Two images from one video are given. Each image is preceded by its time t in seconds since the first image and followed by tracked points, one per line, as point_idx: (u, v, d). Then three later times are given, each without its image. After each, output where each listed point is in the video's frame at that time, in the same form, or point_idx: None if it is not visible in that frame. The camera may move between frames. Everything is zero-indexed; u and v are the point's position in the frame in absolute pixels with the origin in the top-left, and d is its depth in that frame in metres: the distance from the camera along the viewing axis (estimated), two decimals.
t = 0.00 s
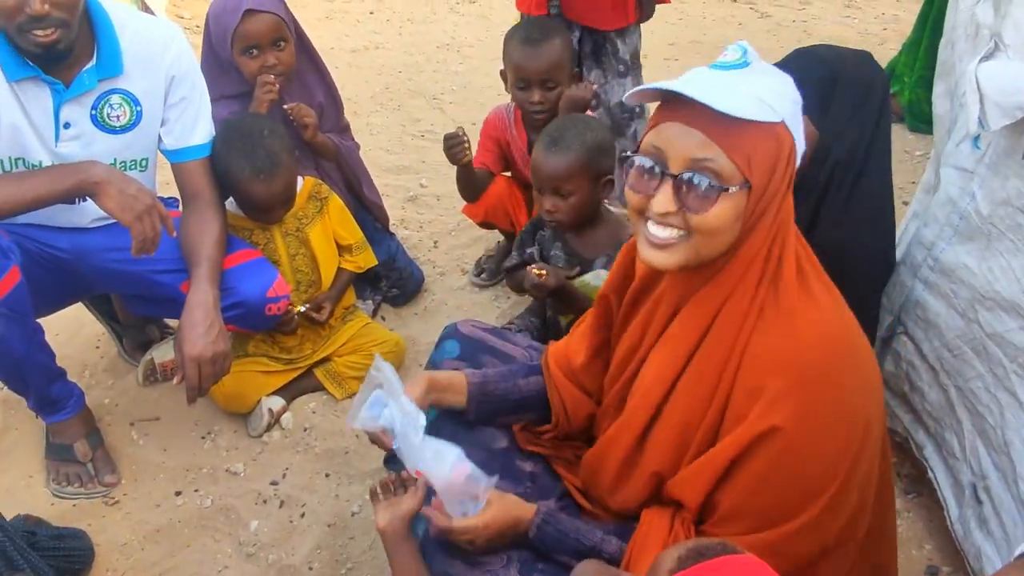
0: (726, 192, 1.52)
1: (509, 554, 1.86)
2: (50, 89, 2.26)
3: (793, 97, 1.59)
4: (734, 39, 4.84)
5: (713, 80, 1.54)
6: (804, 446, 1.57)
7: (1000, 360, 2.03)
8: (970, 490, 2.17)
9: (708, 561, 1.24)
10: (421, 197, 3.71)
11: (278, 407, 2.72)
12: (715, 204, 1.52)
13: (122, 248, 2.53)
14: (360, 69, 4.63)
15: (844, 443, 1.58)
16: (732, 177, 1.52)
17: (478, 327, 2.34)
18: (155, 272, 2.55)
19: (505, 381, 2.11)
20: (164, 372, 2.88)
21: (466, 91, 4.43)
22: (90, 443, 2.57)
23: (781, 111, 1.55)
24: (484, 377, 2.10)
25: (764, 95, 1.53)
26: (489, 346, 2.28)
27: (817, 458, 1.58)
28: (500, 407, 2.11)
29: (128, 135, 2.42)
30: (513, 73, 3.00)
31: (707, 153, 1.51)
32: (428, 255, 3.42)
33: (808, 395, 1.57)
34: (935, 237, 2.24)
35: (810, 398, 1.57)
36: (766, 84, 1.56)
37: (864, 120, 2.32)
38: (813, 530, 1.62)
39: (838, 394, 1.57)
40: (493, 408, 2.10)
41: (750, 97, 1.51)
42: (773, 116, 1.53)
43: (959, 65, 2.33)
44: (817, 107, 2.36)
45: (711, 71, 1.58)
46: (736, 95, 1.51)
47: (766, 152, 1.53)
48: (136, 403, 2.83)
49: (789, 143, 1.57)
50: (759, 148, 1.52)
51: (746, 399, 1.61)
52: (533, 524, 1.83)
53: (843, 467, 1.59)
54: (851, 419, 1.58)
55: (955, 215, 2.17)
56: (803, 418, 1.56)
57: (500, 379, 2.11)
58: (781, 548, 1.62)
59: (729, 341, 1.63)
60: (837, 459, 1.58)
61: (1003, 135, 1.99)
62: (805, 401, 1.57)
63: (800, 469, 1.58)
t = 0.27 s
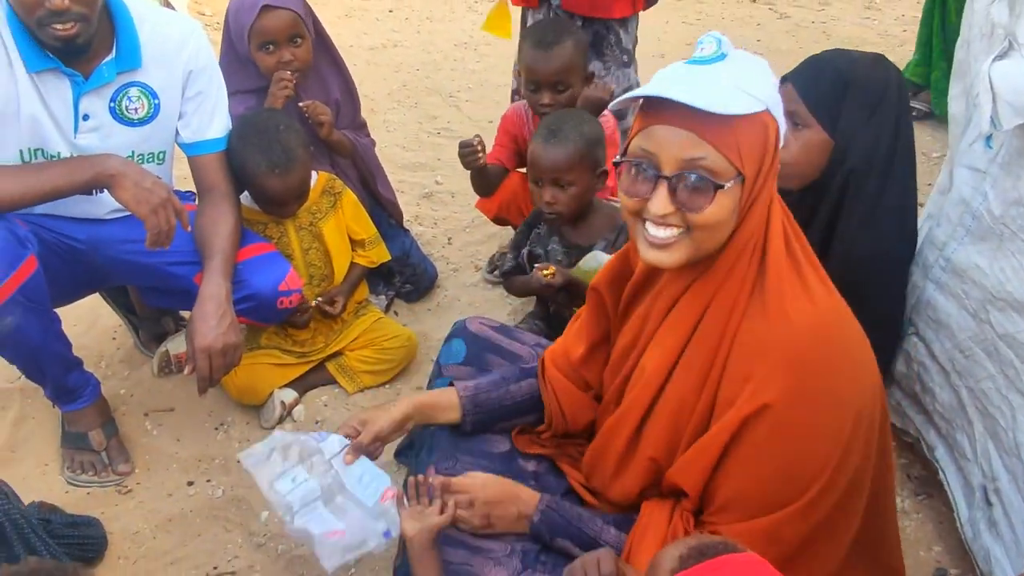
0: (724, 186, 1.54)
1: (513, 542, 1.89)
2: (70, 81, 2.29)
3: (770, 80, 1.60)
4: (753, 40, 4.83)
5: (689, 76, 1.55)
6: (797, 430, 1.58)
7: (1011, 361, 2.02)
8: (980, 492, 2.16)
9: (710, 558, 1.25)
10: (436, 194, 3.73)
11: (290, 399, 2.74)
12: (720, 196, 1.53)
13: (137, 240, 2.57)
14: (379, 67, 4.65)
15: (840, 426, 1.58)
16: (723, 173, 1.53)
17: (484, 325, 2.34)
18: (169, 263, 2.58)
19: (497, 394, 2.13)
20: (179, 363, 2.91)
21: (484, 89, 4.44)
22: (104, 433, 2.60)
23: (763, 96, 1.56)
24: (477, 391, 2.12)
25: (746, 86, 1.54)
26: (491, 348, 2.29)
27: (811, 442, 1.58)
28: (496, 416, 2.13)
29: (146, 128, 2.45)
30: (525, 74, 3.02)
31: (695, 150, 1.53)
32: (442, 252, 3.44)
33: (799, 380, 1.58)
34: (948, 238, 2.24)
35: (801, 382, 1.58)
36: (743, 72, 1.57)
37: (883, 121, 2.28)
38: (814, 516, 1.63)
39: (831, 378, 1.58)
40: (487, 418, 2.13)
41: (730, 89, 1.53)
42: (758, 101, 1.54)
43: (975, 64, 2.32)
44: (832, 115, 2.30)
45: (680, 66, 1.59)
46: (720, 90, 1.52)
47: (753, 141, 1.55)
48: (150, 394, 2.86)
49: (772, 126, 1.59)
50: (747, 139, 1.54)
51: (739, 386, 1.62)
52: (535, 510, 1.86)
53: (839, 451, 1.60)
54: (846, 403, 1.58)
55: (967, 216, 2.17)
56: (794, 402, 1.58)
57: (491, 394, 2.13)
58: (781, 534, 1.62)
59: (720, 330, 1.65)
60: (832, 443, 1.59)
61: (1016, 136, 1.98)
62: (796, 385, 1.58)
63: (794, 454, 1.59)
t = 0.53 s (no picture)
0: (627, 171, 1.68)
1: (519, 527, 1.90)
2: (93, 72, 2.34)
3: (736, 91, 1.49)
4: (775, 40, 4.83)
5: (642, 76, 1.63)
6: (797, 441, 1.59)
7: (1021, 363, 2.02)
8: (988, 494, 2.15)
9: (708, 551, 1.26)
10: (454, 189, 3.76)
11: (305, 388, 2.78)
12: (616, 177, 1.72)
13: (157, 229, 2.62)
14: (402, 63, 4.69)
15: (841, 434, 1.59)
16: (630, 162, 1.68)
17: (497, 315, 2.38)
18: (189, 252, 2.64)
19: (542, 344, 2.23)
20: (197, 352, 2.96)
21: (505, 87, 4.46)
22: (122, 418, 2.65)
23: (689, 104, 1.52)
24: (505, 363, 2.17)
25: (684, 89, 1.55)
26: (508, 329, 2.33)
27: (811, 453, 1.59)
28: (533, 365, 2.22)
29: (166, 119, 2.49)
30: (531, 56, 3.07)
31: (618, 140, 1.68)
32: (459, 247, 3.46)
33: (797, 392, 1.59)
34: (959, 238, 2.23)
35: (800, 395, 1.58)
36: (688, 78, 1.56)
37: (903, 121, 2.25)
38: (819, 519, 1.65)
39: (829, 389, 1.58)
40: (525, 366, 2.22)
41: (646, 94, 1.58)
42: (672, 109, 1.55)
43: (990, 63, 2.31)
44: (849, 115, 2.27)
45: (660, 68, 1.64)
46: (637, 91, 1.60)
47: (665, 140, 1.60)
48: (169, 381, 2.91)
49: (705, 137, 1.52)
50: (652, 134, 1.61)
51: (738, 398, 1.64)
52: (545, 492, 1.91)
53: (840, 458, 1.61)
54: (846, 413, 1.59)
55: (978, 216, 2.16)
56: (793, 415, 1.58)
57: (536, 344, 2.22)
58: (786, 536, 1.65)
59: (720, 343, 1.67)
60: (834, 451, 1.60)
61: None
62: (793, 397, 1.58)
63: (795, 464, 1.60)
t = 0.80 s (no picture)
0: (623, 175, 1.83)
1: (525, 511, 1.92)
2: (116, 65, 2.41)
3: (691, 99, 1.61)
4: (798, 39, 4.82)
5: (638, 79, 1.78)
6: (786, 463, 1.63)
7: None
8: (1011, 488, 2.14)
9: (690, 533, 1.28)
10: (473, 184, 3.80)
11: (320, 377, 2.84)
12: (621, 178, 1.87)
13: (177, 219, 2.68)
14: (426, 59, 4.74)
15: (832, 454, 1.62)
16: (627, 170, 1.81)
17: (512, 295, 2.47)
18: (209, 242, 2.69)
19: (576, 330, 2.28)
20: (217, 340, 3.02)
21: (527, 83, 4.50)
22: (141, 403, 2.72)
23: (653, 110, 1.68)
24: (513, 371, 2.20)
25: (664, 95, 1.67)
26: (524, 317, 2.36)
27: (802, 473, 1.63)
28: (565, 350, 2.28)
29: (187, 111, 2.56)
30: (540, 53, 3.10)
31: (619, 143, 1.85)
32: (476, 241, 3.50)
33: (786, 418, 1.62)
34: (968, 237, 2.23)
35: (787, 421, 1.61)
36: (667, 85, 1.69)
37: (921, 119, 2.22)
38: (817, 528, 1.69)
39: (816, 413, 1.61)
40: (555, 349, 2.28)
41: (629, 97, 1.74)
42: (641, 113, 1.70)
43: (1002, 61, 2.30)
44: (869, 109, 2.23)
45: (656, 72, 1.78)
46: (622, 96, 1.76)
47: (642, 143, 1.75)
48: (189, 368, 2.98)
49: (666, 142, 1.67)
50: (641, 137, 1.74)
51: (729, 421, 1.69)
52: (551, 484, 1.88)
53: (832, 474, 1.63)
54: (837, 430, 1.61)
55: (987, 215, 2.16)
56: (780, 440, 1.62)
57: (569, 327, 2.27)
58: (792, 542, 1.70)
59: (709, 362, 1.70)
60: (828, 464, 1.62)
61: None
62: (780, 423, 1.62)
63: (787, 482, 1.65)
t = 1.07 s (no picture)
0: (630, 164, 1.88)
1: (531, 503, 1.94)
2: (143, 57, 2.47)
3: (690, 89, 1.65)
4: (824, 37, 4.82)
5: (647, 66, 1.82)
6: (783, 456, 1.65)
7: None
8: None
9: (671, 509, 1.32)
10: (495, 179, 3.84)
11: (339, 364, 2.88)
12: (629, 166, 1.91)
13: (201, 207, 2.75)
14: (452, 55, 4.78)
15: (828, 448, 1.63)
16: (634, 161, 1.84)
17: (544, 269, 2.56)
18: (232, 231, 2.77)
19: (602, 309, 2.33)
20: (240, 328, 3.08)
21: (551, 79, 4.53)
22: (165, 386, 2.78)
23: (652, 97, 1.72)
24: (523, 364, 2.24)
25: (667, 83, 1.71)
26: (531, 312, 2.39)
27: (800, 466, 1.65)
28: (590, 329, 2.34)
29: (211, 102, 2.63)
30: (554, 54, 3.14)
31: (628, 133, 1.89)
32: (497, 234, 3.54)
33: (783, 413, 1.64)
34: (980, 232, 2.24)
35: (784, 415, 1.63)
36: (672, 75, 1.73)
37: (937, 114, 2.21)
38: (818, 518, 1.71)
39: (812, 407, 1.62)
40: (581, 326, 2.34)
41: (637, 84, 1.78)
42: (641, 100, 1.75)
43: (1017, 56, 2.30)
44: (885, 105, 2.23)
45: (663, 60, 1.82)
46: (629, 81, 1.81)
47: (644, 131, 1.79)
48: (211, 354, 3.04)
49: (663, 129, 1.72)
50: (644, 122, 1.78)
51: (730, 415, 1.71)
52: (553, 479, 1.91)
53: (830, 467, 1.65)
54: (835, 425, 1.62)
55: (1000, 210, 2.17)
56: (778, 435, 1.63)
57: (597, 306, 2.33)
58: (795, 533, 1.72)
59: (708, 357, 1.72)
60: (827, 456, 1.64)
61: None
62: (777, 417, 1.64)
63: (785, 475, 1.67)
